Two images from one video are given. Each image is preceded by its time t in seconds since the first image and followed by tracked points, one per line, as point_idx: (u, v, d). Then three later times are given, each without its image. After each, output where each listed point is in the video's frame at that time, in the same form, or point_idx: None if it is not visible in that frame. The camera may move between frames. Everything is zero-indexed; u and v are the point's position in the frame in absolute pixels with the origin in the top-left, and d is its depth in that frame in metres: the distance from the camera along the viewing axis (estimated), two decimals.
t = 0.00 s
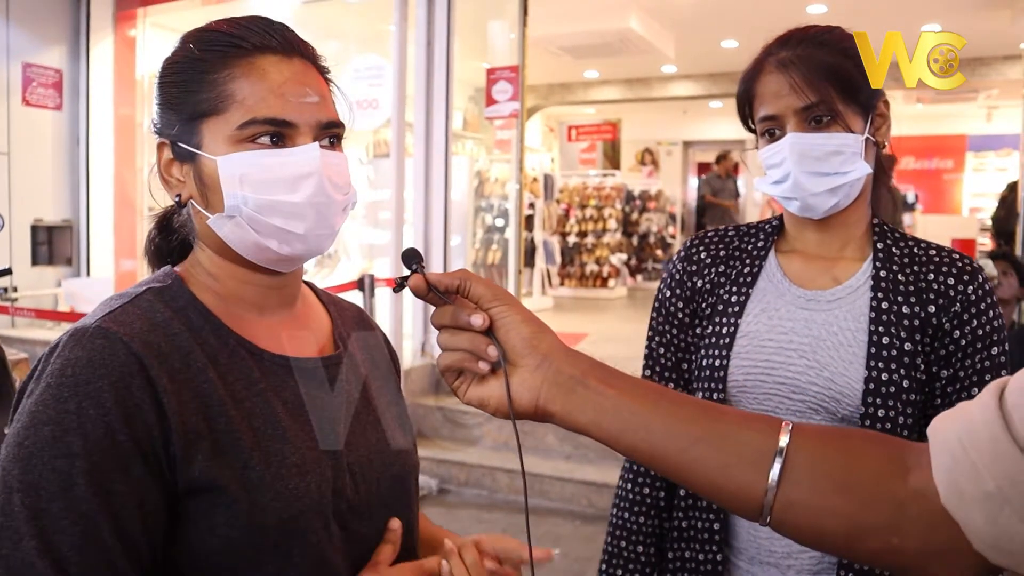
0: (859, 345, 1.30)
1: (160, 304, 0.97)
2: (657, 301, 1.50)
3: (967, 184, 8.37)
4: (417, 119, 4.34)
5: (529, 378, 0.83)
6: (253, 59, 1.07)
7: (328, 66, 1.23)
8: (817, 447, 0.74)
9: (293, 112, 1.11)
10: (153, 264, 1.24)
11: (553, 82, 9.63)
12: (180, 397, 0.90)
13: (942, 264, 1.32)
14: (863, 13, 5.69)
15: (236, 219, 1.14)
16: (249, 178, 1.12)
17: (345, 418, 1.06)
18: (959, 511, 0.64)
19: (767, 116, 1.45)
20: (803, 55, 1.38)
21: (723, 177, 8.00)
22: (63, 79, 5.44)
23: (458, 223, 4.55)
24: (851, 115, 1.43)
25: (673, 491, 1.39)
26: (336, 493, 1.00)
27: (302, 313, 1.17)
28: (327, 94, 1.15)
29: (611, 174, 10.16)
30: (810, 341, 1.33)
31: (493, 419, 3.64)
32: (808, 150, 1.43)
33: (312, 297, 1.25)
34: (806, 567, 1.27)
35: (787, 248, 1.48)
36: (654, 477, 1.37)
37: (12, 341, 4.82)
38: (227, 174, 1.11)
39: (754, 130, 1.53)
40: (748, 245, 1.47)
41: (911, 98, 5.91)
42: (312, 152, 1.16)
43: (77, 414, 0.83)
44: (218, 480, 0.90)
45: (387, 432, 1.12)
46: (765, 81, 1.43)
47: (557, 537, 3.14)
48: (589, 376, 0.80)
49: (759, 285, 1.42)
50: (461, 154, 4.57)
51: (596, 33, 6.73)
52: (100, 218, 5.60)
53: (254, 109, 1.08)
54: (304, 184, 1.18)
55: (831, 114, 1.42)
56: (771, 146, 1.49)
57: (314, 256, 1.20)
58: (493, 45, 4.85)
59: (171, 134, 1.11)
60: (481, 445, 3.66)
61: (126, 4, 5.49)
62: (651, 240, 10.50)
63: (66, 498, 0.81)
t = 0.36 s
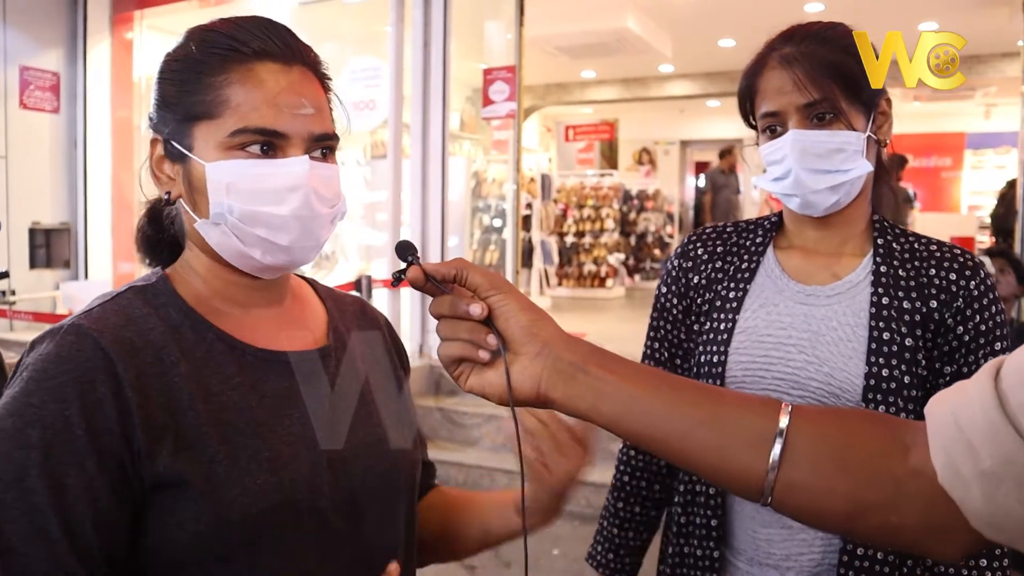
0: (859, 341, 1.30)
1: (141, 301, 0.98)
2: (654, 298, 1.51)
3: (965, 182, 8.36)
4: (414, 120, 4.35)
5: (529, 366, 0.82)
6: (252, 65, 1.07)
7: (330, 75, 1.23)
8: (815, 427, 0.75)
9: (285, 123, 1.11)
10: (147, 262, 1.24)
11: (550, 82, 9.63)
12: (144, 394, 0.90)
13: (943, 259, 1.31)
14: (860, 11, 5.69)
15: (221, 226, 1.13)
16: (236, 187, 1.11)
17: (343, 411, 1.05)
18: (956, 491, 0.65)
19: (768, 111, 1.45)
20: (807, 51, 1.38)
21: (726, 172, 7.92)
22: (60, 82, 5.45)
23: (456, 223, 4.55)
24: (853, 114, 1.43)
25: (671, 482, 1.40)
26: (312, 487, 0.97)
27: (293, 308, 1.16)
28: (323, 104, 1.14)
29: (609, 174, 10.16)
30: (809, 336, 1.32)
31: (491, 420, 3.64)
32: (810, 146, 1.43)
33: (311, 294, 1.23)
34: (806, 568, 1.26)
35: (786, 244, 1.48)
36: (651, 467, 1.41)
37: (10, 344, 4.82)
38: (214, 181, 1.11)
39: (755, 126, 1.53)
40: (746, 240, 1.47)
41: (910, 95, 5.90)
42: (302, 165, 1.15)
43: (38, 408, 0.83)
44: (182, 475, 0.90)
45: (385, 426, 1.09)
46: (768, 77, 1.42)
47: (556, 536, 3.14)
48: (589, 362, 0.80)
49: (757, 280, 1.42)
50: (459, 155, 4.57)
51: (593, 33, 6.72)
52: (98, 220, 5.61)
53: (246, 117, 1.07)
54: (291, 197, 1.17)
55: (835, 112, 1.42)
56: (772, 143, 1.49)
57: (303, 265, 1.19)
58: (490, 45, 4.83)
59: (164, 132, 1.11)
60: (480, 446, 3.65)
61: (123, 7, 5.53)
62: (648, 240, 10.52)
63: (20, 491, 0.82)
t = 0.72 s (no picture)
0: (851, 342, 1.30)
1: (134, 311, 0.98)
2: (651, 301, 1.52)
3: (960, 182, 8.37)
4: (410, 123, 4.34)
5: (517, 364, 0.83)
6: (247, 60, 1.07)
7: (325, 73, 1.23)
8: (800, 426, 0.76)
9: (284, 112, 1.11)
10: (147, 273, 1.23)
11: (546, 85, 9.64)
12: (122, 412, 0.89)
13: (933, 261, 1.31)
14: (855, 11, 5.70)
15: (223, 219, 1.14)
16: (235, 176, 1.11)
17: (344, 417, 1.07)
18: (937, 489, 0.65)
19: (759, 117, 1.45)
20: (797, 58, 1.38)
21: (719, 175, 7.90)
22: (55, 87, 5.42)
23: (452, 226, 4.55)
24: (845, 118, 1.43)
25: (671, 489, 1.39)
26: (287, 515, 0.96)
27: (299, 316, 1.15)
28: (319, 95, 1.15)
29: (605, 176, 10.15)
30: (801, 337, 1.33)
31: (489, 423, 3.64)
32: (800, 153, 1.43)
33: (322, 299, 1.23)
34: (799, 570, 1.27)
35: (779, 248, 1.48)
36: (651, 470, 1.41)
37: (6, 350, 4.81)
38: (214, 173, 1.11)
39: (747, 131, 1.54)
40: (741, 244, 1.48)
41: (905, 96, 5.91)
42: (301, 154, 1.16)
43: (15, 419, 0.83)
44: (152, 497, 0.89)
45: (384, 428, 1.11)
46: (759, 83, 1.43)
47: (554, 540, 3.14)
48: (578, 361, 0.80)
49: (751, 283, 1.42)
50: (455, 158, 4.57)
51: (589, 35, 6.72)
52: (94, 225, 5.59)
53: (244, 107, 1.08)
54: (291, 184, 1.18)
55: (824, 117, 1.42)
56: (764, 147, 1.50)
57: (304, 258, 1.19)
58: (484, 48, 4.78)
59: (162, 134, 1.11)
60: (477, 449, 3.65)
61: (119, 11, 5.50)
62: (645, 242, 10.51)
63: None
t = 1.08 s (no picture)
0: (853, 344, 1.30)
1: (145, 318, 0.97)
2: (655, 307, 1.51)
3: (964, 185, 8.37)
4: (414, 128, 4.36)
5: (525, 374, 0.83)
6: (255, 64, 1.07)
7: (332, 79, 1.23)
8: (807, 432, 0.75)
9: (294, 115, 1.11)
10: (152, 280, 1.22)
11: (549, 90, 9.66)
12: (140, 419, 0.89)
13: (933, 264, 1.30)
14: (857, 14, 5.71)
15: (233, 221, 1.13)
16: (246, 178, 1.11)
17: (346, 420, 1.05)
18: (944, 495, 0.65)
19: (761, 123, 1.45)
20: (799, 63, 1.38)
21: (710, 174, 7.76)
22: (59, 94, 5.44)
23: (456, 231, 4.56)
24: (845, 122, 1.43)
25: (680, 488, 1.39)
26: (309, 517, 0.96)
27: (305, 321, 1.14)
28: (328, 99, 1.15)
29: (609, 181, 10.13)
30: (804, 340, 1.33)
31: (495, 428, 3.63)
32: (803, 157, 1.43)
33: (325, 304, 1.23)
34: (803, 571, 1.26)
35: (783, 253, 1.48)
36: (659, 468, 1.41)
37: (11, 357, 4.81)
38: (223, 176, 1.11)
39: (749, 137, 1.53)
40: (744, 249, 1.47)
41: (908, 99, 5.91)
42: (310, 156, 1.16)
43: (33, 426, 0.83)
44: (175, 503, 0.89)
45: (385, 430, 1.10)
46: (760, 90, 1.42)
47: (560, 544, 3.13)
48: (583, 371, 0.80)
49: (755, 288, 1.42)
50: (459, 163, 4.57)
51: (593, 40, 6.72)
52: (98, 231, 5.57)
53: (254, 110, 1.08)
54: (302, 185, 1.17)
55: (825, 122, 1.42)
56: (766, 153, 1.49)
57: (313, 261, 1.19)
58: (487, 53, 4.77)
59: (170, 139, 1.10)
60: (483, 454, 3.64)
61: (122, 18, 5.50)
62: (649, 246, 10.48)
63: (12, 512, 0.82)
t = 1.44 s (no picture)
0: (854, 344, 1.30)
1: (152, 314, 0.97)
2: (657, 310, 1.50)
3: (966, 184, 8.36)
4: (416, 130, 4.36)
5: (526, 371, 0.82)
6: (247, 64, 1.07)
7: (325, 77, 1.23)
8: (809, 431, 0.74)
9: (286, 112, 1.11)
10: (151, 285, 1.22)
11: (551, 91, 9.68)
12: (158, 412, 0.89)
13: (932, 263, 1.31)
14: (859, 14, 5.69)
15: (230, 219, 1.13)
16: (240, 175, 1.11)
17: (346, 419, 1.05)
18: (945, 491, 0.64)
19: (758, 125, 1.45)
20: (793, 65, 1.38)
21: (708, 173, 7.69)
22: (62, 98, 5.45)
23: (458, 232, 4.56)
24: (842, 122, 1.42)
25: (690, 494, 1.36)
26: (325, 508, 0.97)
27: (303, 319, 1.15)
28: (320, 96, 1.15)
29: (611, 181, 10.13)
30: (806, 342, 1.33)
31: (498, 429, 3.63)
32: (800, 157, 1.42)
33: (322, 305, 1.23)
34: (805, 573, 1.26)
35: (782, 256, 1.47)
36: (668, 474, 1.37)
37: (14, 359, 4.81)
38: (219, 174, 1.10)
39: (746, 138, 1.53)
40: (744, 254, 1.47)
41: (911, 98, 5.89)
42: (304, 151, 1.15)
43: (50, 423, 0.83)
44: (197, 495, 0.89)
45: (385, 428, 1.09)
46: (756, 91, 1.42)
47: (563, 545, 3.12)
48: (585, 368, 0.79)
49: (756, 292, 1.42)
50: (460, 164, 4.57)
51: (594, 41, 6.72)
52: (101, 234, 5.59)
53: (246, 108, 1.08)
54: (295, 181, 1.17)
55: (822, 123, 1.41)
56: (763, 154, 1.48)
57: (310, 258, 1.19)
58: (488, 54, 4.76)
59: (165, 143, 1.11)
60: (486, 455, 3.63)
61: (124, 22, 5.53)
62: (652, 246, 10.48)
63: (31, 510, 0.81)
